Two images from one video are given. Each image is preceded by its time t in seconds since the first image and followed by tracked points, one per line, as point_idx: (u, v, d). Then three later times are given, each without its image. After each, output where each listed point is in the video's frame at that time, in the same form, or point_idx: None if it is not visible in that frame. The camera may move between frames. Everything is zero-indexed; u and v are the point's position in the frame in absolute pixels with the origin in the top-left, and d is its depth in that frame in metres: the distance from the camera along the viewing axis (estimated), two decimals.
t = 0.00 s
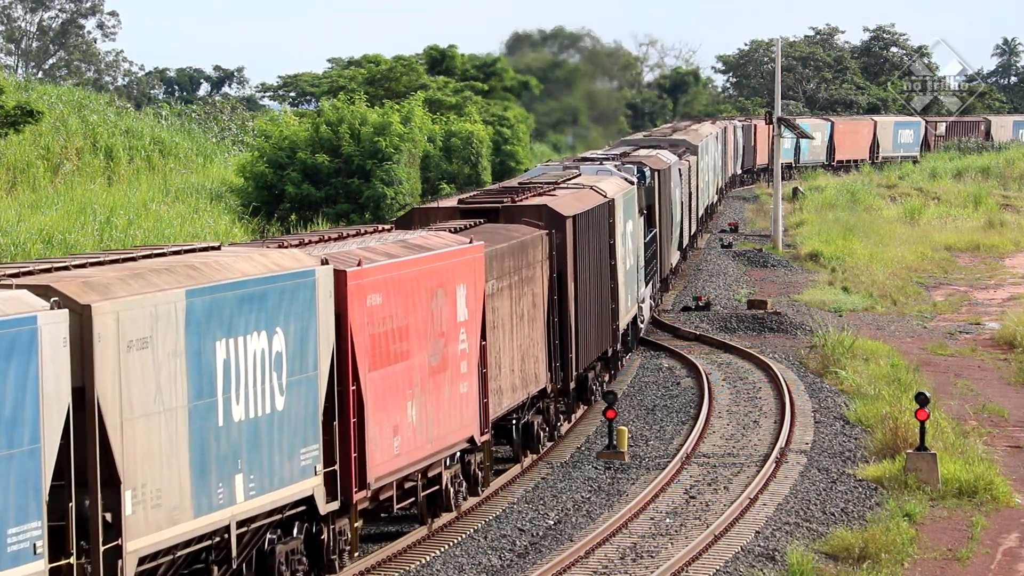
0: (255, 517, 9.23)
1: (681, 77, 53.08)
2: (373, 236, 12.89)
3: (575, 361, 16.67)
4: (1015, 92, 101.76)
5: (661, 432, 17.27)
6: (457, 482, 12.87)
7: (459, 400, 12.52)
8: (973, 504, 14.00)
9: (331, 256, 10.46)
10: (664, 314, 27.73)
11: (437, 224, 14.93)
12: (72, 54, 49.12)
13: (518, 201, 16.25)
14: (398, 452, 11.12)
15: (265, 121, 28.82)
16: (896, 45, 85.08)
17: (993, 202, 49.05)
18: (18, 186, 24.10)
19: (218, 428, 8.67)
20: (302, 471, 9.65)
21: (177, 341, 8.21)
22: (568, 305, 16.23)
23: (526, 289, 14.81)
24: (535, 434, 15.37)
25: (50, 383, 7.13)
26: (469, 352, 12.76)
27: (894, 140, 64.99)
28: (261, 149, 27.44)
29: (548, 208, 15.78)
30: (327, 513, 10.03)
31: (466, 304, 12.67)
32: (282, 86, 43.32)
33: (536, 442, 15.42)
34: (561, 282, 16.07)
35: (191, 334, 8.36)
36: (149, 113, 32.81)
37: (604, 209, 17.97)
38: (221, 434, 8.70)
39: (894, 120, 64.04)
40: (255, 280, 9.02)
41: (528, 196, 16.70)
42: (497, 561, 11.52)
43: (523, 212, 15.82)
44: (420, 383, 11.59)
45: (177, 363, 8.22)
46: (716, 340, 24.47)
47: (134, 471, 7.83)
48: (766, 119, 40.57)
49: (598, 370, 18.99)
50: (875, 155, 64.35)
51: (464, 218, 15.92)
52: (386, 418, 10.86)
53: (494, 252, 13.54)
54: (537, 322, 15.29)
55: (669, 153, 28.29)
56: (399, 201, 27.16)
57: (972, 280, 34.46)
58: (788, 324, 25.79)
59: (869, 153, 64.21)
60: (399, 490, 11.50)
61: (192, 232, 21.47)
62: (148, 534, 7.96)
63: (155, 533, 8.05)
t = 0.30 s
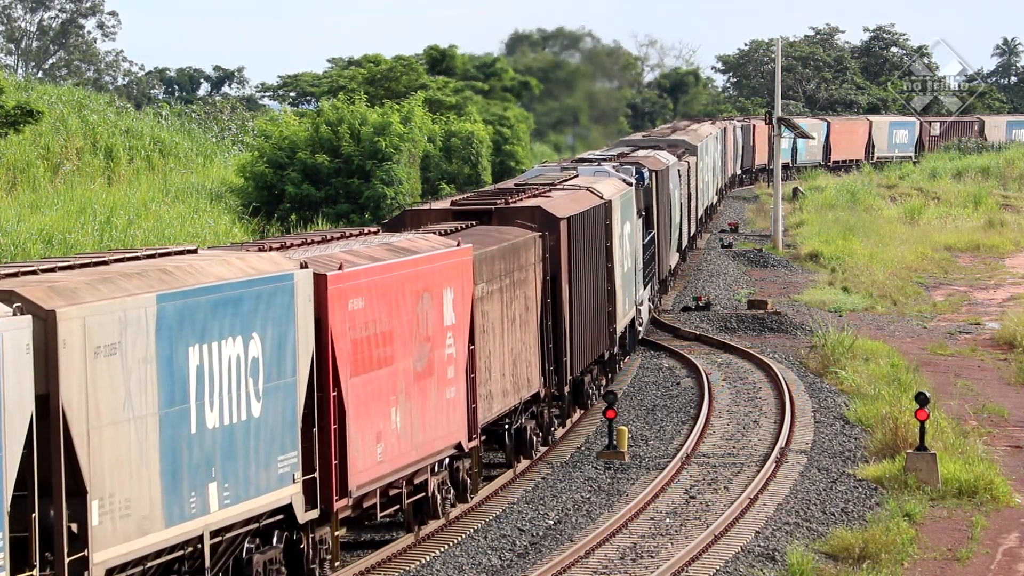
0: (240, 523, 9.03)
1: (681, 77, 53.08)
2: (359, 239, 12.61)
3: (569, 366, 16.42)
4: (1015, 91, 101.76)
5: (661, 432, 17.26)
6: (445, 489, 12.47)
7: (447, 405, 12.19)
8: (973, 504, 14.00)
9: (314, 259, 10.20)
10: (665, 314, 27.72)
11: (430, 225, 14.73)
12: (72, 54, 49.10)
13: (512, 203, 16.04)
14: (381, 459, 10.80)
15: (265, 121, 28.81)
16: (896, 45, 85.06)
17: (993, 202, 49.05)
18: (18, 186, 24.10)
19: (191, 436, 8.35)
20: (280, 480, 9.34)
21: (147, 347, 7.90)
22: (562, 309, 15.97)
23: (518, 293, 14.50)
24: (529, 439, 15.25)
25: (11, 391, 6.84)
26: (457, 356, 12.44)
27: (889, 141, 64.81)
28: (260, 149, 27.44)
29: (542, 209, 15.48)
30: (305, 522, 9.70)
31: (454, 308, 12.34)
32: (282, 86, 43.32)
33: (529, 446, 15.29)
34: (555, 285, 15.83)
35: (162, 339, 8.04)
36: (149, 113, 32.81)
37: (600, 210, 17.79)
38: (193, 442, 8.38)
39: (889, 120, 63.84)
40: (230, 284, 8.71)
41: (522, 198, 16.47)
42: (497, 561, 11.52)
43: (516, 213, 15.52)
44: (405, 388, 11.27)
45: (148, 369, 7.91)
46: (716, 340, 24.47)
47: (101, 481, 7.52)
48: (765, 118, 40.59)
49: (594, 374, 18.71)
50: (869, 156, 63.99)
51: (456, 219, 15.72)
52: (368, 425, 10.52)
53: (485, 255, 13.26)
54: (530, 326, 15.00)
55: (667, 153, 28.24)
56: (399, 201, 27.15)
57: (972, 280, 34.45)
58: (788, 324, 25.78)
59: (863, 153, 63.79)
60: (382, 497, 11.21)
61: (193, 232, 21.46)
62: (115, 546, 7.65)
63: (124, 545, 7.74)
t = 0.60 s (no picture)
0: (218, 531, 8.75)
1: (681, 77, 53.09)
2: (344, 241, 12.26)
3: (565, 371, 16.05)
4: (1015, 91, 101.80)
5: (661, 432, 17.27)
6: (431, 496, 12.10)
7: (433, 411, 11.81)
8: (973, 504, 13.99)
9: (295, 261, 9.86)
10: (665, 314, 27.71)
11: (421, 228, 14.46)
12: (72, 54, 49.11)
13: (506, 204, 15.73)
14: (365, 466, 10.44)
15: (265, 121, 28.80)
16: (896, 45, 85.08)
17: (993, 202, 49.03)
18: (18, 186, 24.10)
19: (162, 445, 7.98)
20: (256, 488, 8.98)
21: (116, 353, 7.54)
22: (556, 312, 15.60)
23: (510, 296, 14.13)
24: (522, 445, 14.79)
25: None
26: (443, 361, 12.05)
27: (884, 140, 64.66)
28: (261, 149, 27.44)
29: (535, 211, 15.17)
30: (282, 530, 9.34)
31: (440, 313, 11.97)
32: (282, 86, 43.34)
33: (522, 451, 14.83)
34: (549, 288, 15.47)
35: (131, 345, 7.69)
36: (149, 113, 32.81)
37: (597, 212, 17.49)
38: (165, 450, 8.01)
39: (882, 120, 63.70)
40: (203, 288, 8.36)
41: (516, 199, 16.15)
42: (497, 561, 11.52)
43: (509, 215, 15.20)
44: (388, 395, 10.87)
45: (116, 376, 7.55)
46: (716, 340, 24.46)
47: (67, 490, 7.16)
48: (766, 118, 40.57)
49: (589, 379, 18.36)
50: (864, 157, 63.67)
51: (448, 222, 15.34)
52: (350, 433, 10.15)
53: (475, 257, 12.90)
54: (523, 330, 14.64)
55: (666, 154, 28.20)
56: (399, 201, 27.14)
57: (972, 280, 34.45)
58: (788, 324, 25.78)
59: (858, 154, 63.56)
60: (365, 505, 10.85)
61: (193, 232, 21.45)
62: (81, 557, 7.27)
63: (90, 556, 7.36)
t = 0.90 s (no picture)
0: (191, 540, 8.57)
1: (681, 77, 53.06)
2: (328, 243, 11.96)
3: (558, 375, 15.73)
4: (1015, 91, 101.89)
5: (661, 432, 17.27)
6: (418, 503, 11.81)
7: (419, 416, 11.49)
8: (973, 504, 13.99)
9: (274, 265, 9.59)
10: (665, 314, 27.71)
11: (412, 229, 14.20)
12: (72, 54, 49.08)
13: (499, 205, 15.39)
14: (345, 474, 10.15)
15: (265, 121, 28.80)
16: (896, 45, 85.11)
17: (992, 202, 49.04)
18: (18, 185, 24.10)
19: (131, 453, 7.81)
20: (231, 497, 8.76)
21: (81, 359, 7.40)
22: (550, 315, 15.29)
23: (502, 299, 13.84)
24: (513, 450, 14.50)
25: None
26: (431, 366, 11.75)
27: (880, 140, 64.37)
28: (260, 149, 27.44)
29: (528, 212, 14.85)
30: (259, 540, 9.10)
31: (428, 315, 11.67)
32: (282, 86, 43.35)
33: (513, 457, 14.54)
34: (542, 290, 15.17)
35: (99, 351, 7.54)
36: (149, 113, 32.81)
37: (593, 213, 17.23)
38: (134, 458, 7.83)
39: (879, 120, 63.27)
40: (176, 292, 8.19)
41: (510, 201, 15.86)
42: (497, 561, 11.52)
43: (501, 217, 14.90)
44: (372, 400, 10.59)
45: (83, 382, 7.41)
46: (716, 340, 24.46)
47: (29, 499, 7.03)
48: (766, 118, 40.58)
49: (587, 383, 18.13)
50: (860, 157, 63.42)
51: (440, 223, 14.96)
52: (329, 440, 9.86)
53: (464, 259, 12.61)
54: (515, 335, 14.35)
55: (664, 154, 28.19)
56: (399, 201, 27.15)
57: (972, 280, 34.45)
58: (788, 324, 25.77)
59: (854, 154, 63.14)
60: (348, 513, 10.58)
61: (193, 232, 21.44)
62: (43, 569, 7.13)
63: (55, 567, 7.23)
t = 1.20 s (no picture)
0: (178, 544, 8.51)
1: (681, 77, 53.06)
2: (310, 246, 11.80)
3: (552, 379, 15.55)
4: (1015, 91, 101.90)
5: (661, 432, 17.27)
6: (405, 511, 11.62)
7: (403, 422, 11.32)
8: (973, 504, 14.00)
9: (253, 270, 9.44)
10: (665, 314, 27.72)
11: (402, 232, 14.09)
12: (72, 54, 49.09)
13: (491, 207, 15.24)
14: (326, 481, 10.00)
15: (265, 121, 28.80)
16: (896, 45, 85.11)
17: (992, 202, 49.04)
18: (18, 185, 24.10)
19: (98, 462, 7.67)
20: (204, 506, 8.62)
21: (45, 367, 7.25)
22: (542, 319, 15.11)
23: (493, 304, 13.69)
24: (505, 455, 14.26)
25: None
26: (415, 371, 11.57)
27: (875, 140, 64.02)
28: (260, 149, 27.44)
29: (520, 215, 14.70)
30: (234, 550, 8.96)
31: (412, 320, 11.49)
32: (282, 86, 43.35)
33: (505, 463, 14.31)
34: (534, 294, 14.99)
35: (64, 359, 7.39)
36: (149, 113, 32.80)
37: (588, 215, 17.06)
38: (100, 468, 7.69)
39: (872, 119, 62.92)
40: (146, 298, 8.05)
41: (503, 202, 15.68)
42: (497, 561, 11.52)
43: (493, 220, 14.75)
44: (353, 407, 10.42)
45: (46, 391, 7.26)
46: (716, 340, 24.46)
47: None
48: (766, 118, 40.58)
49: (584, 388, 17.98)
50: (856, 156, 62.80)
51: (431, 226, 14.87)
52: (309, 447, 9.72)
53: (450, 263, 12.45)
54: (506, 339, 14.18)
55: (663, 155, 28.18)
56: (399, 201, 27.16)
57: (973, 280, 34.46)
58: (788, 324, 25.78)
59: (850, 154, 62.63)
60: (330, 521, 10.41)
61: (193, 232, 21.45)
62: None
63: None
